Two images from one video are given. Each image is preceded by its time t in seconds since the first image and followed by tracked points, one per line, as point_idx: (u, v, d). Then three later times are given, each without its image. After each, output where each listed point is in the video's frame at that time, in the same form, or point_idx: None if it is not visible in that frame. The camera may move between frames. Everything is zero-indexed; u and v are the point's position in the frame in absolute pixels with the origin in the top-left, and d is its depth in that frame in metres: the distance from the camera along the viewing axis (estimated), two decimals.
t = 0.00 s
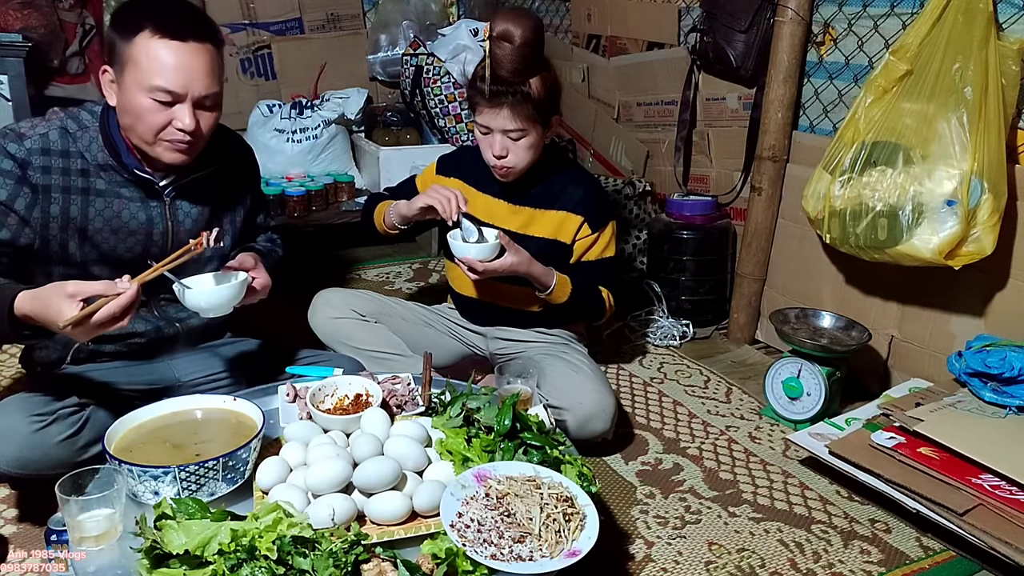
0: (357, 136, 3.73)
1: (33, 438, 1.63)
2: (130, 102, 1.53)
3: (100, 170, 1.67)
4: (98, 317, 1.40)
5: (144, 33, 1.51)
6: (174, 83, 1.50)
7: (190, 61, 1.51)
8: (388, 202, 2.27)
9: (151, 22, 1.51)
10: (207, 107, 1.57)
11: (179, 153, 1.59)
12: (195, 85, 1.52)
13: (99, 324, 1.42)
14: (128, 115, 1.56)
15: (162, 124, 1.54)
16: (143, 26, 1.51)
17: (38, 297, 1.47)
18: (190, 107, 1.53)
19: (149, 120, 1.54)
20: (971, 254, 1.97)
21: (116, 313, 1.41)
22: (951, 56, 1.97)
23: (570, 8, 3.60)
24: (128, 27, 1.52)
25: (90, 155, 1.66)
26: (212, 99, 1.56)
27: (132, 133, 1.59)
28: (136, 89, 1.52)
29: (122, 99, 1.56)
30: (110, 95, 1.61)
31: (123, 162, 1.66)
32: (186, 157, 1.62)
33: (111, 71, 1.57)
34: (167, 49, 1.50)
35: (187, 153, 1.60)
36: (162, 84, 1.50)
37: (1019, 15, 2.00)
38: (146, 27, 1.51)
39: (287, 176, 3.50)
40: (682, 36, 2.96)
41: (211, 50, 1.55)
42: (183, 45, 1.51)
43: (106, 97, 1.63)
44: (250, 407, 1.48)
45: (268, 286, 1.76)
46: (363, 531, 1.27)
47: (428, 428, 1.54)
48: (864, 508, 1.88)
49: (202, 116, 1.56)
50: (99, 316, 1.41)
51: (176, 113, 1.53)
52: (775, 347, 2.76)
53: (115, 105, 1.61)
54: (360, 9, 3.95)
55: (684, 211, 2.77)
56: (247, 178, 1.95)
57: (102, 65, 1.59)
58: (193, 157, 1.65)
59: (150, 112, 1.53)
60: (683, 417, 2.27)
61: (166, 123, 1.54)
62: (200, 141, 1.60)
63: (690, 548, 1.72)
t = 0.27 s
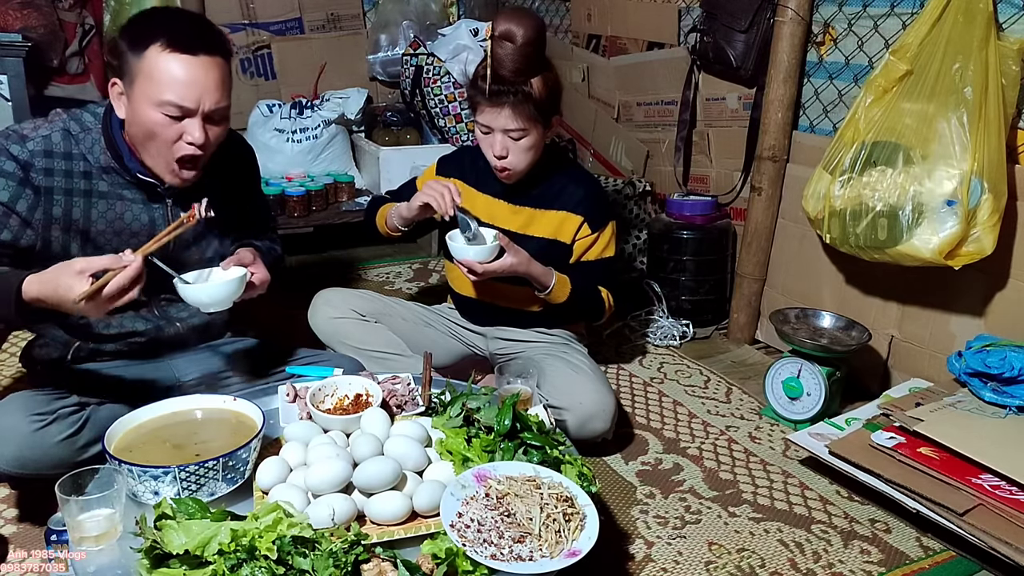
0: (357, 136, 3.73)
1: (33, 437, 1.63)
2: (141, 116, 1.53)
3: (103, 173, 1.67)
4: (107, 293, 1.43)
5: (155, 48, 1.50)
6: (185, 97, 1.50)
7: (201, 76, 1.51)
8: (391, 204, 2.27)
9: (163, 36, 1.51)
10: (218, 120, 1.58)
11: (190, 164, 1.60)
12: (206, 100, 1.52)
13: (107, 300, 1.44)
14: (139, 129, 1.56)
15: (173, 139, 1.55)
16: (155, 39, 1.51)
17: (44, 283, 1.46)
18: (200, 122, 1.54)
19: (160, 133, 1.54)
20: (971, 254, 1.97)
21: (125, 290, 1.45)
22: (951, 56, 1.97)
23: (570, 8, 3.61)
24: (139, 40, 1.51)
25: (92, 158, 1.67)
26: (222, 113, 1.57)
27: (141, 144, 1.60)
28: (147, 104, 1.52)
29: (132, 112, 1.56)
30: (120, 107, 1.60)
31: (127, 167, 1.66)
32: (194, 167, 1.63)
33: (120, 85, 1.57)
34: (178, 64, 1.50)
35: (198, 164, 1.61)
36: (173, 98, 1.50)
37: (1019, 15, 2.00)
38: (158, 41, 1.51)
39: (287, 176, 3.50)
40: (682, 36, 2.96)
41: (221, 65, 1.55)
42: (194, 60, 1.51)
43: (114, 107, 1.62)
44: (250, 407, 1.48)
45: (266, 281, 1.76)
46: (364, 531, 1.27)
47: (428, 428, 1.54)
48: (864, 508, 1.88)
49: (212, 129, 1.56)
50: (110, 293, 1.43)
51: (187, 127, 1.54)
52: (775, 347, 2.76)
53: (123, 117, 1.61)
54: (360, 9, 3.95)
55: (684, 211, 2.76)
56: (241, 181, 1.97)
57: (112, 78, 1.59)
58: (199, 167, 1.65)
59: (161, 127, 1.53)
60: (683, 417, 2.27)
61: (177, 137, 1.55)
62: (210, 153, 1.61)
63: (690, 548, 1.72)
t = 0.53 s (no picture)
0: (357, 136, 3.73)
1: (33, 437, 1.63)
2: (142, 130, 1.53)
3: (108, 177, 1.67)
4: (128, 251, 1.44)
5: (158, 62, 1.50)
6: (185, 112, 1.50)
7: (203, 91, 1.50)
8: (397, 211, 2.27)
9: (165, 50, 1.51)
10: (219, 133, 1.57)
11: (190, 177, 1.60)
12: (206, 114, 1.52)
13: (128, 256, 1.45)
14: (140, 142, 1.56)
15: (173, 152, 1.54)
16: (157, 54, 1.50)
17: (64, 251, 1.46)
18: (199, 137, 1.53)
19: (160, 147, 1.54)
20: (971, 254, 1.97)
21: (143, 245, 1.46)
22: (951, 55, 1.97)
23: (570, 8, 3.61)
24: (142, 53, 1.51)
25: (98, 160, 1.66)
26: (222, 128, 1.56)
27: (143, 157, 1.59)
28: (147, 117, 1.51)
29: (133, 124, 1.55)
30: (123, 119, 1.60)
31: (130, 175, 1.66)
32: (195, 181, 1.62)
33: (123, 96, 1.57)
34: (180, 78, 1.49)
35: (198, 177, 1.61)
36: (172, 113, 1.49)
37: (1019, 15, 2.00)
38: (161, 55, 1.51)
39: (287, 176, 3.50)
40: (682, 36, 2.96)
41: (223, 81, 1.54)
42: (196, 75, 1.50)
43: (118, 119, 1.62)
44: (250, 407, 1.48)
45: (261, 271, 1.77)
46: (364, 531, 1.27)
47: (428, 428, 1.54)
48: (864, 508, 1.88)
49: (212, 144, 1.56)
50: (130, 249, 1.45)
51: (186, 142, 1.53)
52: (775, 347, 2.76)
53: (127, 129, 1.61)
54: (360, 9, 3.95)
55: (684, 211, 2.76)
56: (241, 183, 1.96)
57: (117, 90, 1.58)
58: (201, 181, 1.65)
59: (161, 141, 1.53)
60: (683, 417, 2.27)
61: (177, 151, 1.54)
62: (210, 167, 1.60)
63: (690, 548, 1.72)
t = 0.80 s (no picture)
0: (357, 136, 3.73)
1: (33, 439, 1.63)
2: (149, 136, 1.53)
3: (117, 181, 1.68)
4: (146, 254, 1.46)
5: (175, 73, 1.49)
6: (193, 122, 1.49)
7: (212, 105, 1.50)
8: (399, 211, 2.27)
9: (183, 61, 1.50)
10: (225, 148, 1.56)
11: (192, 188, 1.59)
12: (213, 127, 1.51)
13: (145, 259, 1.46)
14: (147, 148, 1.55)
15: (177, 161, 1.54)
16: (174, 63, 1.50)
17: (81, 255, 1.45)
18: (204, 148, 1.52)
19: (165, 156, 1.53)
20: (971, 254, 1.97)
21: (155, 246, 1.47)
22: (951, 56, 1.97)
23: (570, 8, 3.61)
24: (160, 62, 1.51)
25: (107, 165, 1.67)
26: (229, 142, 1.55)
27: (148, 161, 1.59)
28: (156, 124, 1.51)
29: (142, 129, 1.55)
30: (135, 122, 1.60)
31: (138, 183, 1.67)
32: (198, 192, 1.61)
33: (138, 100, 1.57)
34: (192, 89, 1.49)
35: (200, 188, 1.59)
36: (180, 122, 1.49)
37: (1019, 15, 2.00)
38: (178, 65, 1.50)
39: (287, 175, 3.50)
40: (682, 36, 2.96)
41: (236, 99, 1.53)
42: (208, 88, 1.49)
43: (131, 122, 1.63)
44: (250, 407, 1.48)
45: (265, 274, 1.76)
46: (363, 531, 1.27)
47: (428, 428, 1.54)
48: (864, 508, 1.88)
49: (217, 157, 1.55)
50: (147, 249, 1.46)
51: (191, 152, 1.52)
52: (775, 347, 2.76)
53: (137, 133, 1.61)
54: (360, 9, 3.95)
55: (684, 211, 2.76)
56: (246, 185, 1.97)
57: (133, 93, 1.59)
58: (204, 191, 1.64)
59: (166, 149, 1.52)
60: (683, 417, 2.27)
61: (181, 160, 1.54)
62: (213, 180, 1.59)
63: (690, 548, 1.72)
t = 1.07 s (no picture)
0: (357, 136, 3.73)
1: (33, 440, 1.63)
2: (164, 134, 1.53)
3: (123, 183, 1.67)
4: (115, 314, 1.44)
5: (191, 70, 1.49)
6: (208, 119, 1.49)
7: (228, 102, 1.49)
8: (399, 211, 2.27)
9: (198, 57, 1.50)
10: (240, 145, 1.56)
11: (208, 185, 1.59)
12: (229, 125, 1.51)
13: (105, 320, 1.44)
14: (161, 145, 1.55)
15: (192, 158, 1.53)
16: (190, 61, 1.50)
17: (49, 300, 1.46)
18: (220, 145, 1.52)
19: (181, 153, 1.53)
20: (971, 254, 1.97)
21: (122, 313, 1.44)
22: (951, 55, 1.97)
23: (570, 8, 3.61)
24: (175, 59, 1.51)
25: (113, 166, 1.65)
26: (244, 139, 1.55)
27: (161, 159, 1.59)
28: (171, 121, 1.51)
29: (155, 127, 1.55)
30: (146, 120, 1.60)
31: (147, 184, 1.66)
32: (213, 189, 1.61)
33: (149, 98, 1.57)
34: (207, 87, 1.49)
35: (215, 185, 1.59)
36: (196, 120, 1.49)
37: (1019, 15, 2.00)
38: (193, 61, 1.50)
39: (287, 175, 3.50)
40: (682, 36, 2.96)
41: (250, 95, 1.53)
42: (224, 85, 1.49)
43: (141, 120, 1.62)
44: (251, 407, 1.49)
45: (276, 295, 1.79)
46: (363, 531, 1.27)
47: (428, 428, 1.54)
48: (864, 508, 1.88)
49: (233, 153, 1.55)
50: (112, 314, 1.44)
51: (207, 149, 1.52)
52: (775, 347, 2.76)
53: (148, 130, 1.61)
54: (360, 9, 3.96)
55: (684, 211, 2.76)
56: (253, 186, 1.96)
57: (144, 91, 1.59)
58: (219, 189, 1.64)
59: (182, 146, 1.52)
60: (683, 417, 2.27)
61: (196, 157, 1.53)
62: (227, 177, 1.59)
63: (690, 548, 1.72)
